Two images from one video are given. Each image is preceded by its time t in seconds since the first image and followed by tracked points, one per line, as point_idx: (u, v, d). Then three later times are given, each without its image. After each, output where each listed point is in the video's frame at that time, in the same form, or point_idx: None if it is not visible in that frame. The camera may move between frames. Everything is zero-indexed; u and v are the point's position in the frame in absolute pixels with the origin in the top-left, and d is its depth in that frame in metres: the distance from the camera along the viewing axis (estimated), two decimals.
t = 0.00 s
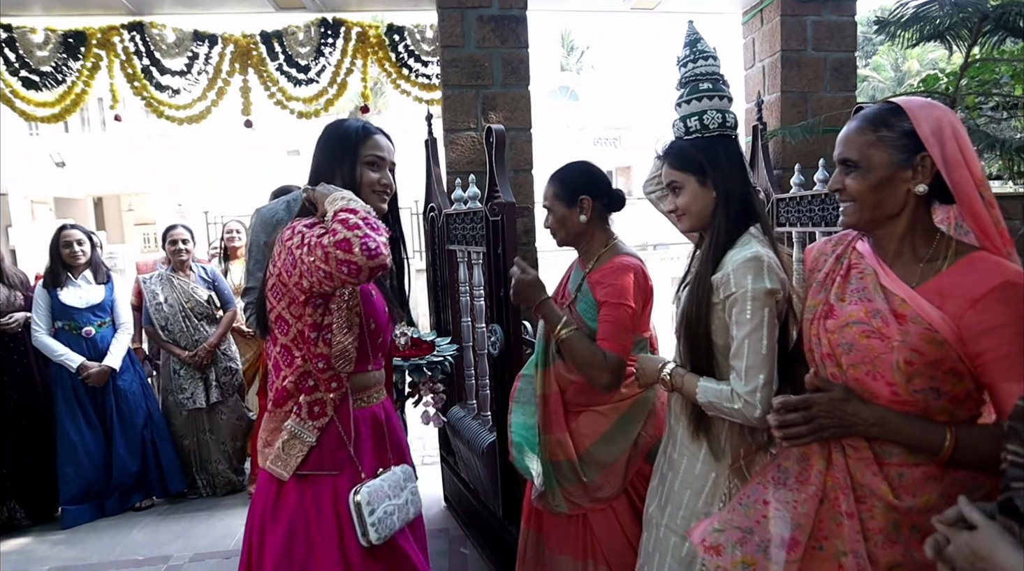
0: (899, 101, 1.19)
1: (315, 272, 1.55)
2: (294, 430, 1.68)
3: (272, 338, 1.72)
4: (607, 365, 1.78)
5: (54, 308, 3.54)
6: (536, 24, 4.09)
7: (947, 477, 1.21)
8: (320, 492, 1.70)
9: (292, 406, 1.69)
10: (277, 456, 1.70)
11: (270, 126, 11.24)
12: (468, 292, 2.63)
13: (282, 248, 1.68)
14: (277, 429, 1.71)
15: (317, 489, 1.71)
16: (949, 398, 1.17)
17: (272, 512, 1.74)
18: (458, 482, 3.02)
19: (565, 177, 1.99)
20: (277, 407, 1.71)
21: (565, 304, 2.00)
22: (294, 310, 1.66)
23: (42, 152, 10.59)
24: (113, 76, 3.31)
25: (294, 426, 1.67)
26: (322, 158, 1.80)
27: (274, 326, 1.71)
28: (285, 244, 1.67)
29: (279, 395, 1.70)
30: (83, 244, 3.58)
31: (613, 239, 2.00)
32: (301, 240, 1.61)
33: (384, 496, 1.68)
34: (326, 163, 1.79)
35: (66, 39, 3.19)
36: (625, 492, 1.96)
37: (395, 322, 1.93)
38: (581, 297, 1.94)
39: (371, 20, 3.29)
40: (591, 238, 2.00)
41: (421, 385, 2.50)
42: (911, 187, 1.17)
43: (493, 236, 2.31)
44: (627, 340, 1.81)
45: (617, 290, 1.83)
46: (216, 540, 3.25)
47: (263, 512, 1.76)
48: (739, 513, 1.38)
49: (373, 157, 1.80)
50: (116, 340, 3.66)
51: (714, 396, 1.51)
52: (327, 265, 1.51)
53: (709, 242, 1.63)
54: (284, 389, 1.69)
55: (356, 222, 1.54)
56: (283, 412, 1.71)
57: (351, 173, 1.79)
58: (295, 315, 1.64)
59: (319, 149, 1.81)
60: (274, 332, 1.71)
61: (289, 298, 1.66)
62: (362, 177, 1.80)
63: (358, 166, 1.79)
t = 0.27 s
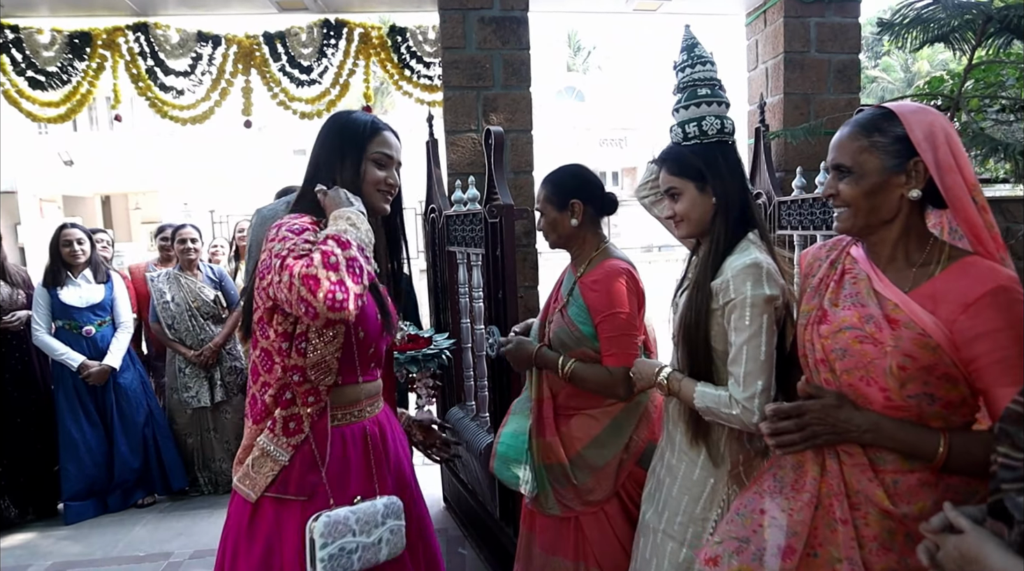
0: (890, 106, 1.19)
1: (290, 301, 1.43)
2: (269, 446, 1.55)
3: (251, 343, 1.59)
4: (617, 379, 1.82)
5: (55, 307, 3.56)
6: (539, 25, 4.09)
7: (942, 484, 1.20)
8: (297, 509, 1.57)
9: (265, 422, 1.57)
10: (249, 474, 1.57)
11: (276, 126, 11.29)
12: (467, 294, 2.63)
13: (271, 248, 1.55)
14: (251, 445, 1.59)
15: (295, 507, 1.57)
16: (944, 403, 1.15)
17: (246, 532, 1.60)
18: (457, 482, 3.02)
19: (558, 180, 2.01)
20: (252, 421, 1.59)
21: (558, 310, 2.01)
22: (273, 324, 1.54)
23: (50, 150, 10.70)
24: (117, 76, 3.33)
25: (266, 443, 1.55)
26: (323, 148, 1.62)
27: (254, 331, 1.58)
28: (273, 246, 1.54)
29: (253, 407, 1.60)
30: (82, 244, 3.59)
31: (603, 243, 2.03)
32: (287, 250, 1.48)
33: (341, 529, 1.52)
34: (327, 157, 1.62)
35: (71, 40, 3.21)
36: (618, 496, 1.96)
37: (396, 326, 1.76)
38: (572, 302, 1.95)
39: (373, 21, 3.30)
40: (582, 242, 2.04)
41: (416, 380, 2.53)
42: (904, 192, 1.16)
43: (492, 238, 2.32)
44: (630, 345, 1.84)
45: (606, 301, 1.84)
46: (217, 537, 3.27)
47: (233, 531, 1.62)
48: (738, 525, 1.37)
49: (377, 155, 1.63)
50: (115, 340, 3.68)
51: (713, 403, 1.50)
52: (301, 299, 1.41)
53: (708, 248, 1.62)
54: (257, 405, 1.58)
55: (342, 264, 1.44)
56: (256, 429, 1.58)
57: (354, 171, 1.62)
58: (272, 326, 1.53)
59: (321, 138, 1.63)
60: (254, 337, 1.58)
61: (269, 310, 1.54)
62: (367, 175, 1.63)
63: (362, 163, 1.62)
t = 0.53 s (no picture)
0: (879, 115, 1.19)
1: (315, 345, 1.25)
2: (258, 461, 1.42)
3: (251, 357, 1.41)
4: (613, 385, 1.82)
5: (58, 311, 3.59)
6: (544, 29, 4.10)
7: (934, 494, 1.19)
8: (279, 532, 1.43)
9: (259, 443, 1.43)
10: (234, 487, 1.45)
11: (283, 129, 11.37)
12: (467, 299, 2.64)
13: (293, 259, 1.34)
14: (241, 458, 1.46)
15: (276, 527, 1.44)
16: (936, 413, 1.14)
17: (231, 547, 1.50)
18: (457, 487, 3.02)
19: (552, 187, 2.04)
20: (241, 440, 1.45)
21: (551, 316, 2.00)
22: (284, 347, 1.37)
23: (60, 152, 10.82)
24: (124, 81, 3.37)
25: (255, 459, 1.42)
26: (349, 149, 1.42)
27: (256, 343, 1.40)
28: (296, 259, 1.34)
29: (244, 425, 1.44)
30: (82, 248, 3.60)
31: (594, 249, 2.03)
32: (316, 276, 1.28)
33: (279, 564, 1.34)
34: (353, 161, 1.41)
35: (79, 46, 3.25)
36: (610, 503, 1.94)
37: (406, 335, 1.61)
38: (564, 308, 1.95)
39: (376, 27, 3.32)
40: (574, 249, 2.04)
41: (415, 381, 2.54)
42: (894, 202, 1.16)
43: (490, 243, 2.33)
44: (626, 350, 1.83)
45: (599, 307, 1.84)
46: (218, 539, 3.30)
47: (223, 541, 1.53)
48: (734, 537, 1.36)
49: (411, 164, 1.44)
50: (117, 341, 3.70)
51: (710, 403, 1.49)
52: (333, 354, 1.22)
53: (710, 255, 1.62)
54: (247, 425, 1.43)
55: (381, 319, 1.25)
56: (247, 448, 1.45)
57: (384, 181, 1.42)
58: (286, 348, 1.37)
59: (348, 136, 1.42)
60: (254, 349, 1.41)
61: (281, 332, 1.36)
62: (397, 189, 1.43)
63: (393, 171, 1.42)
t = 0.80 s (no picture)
0: (857, 124, 1.21)
1: (373, 383, 1.21)
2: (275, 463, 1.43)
3: (292, 364, 1.37)
4: (598, 387, 1.85)
5: (58, 315, 3.62)
6: (542, 34, 4.13)
7: (919, 498, 1.20)
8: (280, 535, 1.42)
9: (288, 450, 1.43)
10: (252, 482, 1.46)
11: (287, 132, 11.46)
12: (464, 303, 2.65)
13: (354, 276, 1.28)
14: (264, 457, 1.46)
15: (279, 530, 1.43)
16: (919, 417, 1.15)
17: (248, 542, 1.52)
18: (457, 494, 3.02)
19: (547, 190, 2.05)
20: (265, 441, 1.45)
21: (543, 318, 2.03)
22: (333, 367, 1.34)
23: (65, 155, 10.90)
24: (127, 87, 3.42)
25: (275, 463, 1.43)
26: (410, 168, 1.35)
27: (299, 351, 1.36)
28: (356, 279, 1.28)
29: (274, 426, 1.43)
30: (82, 253, 3.64)
31: (586, 252, 2.05)
32: (379, 307, 1.23)
33: (266, 565, 1.34)
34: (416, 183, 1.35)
35: (83, 52, 3.31)
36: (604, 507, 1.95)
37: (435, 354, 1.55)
38: (556, 311, 1.97)
39: (376, 33, 3.36)
40: (567, 252, 2.06)
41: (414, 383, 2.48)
42: (874, 210, 1.18)
43: (488, 248, 2.37)
44: (613, 353, 1.85)
45: (588, 309, 1.86)
46: (217, 542, 3.32)
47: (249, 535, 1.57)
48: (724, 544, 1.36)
49: (473, 192, 1.37)
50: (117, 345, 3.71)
51: (706, 398, 1.54)
52: (394, 401, 1.19)
53: (706, 257, 1.65)
54: (280, 429, 1.43)
55: (444, 372, 1.22)
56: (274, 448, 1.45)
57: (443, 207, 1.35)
58: (328, 362, 1.34)
59: (411, 153, 1.35)
60: (295, 356, 1.37)
61: (328, 346, 1.32)
62: (457, 214, 1.36)
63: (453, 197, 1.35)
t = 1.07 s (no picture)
0: (819, 130, 1.22)
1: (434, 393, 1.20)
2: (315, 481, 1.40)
3: (344, 359, 1.36)
4: (582, 385, 1.89)
5: (54, 318, 3.63)
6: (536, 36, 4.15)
7: (896, 496, 1.20)
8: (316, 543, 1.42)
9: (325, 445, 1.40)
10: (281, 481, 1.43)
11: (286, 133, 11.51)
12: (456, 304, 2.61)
13: (423, 280, 1.28)
14: (294, 450, 1.43)
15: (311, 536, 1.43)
16: (894, 416, 1.16)
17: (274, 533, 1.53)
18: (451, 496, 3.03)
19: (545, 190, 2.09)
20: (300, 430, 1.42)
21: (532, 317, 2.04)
22: (388, 370, 1.32)
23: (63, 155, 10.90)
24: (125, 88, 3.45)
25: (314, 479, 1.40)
26: (494, 188, 1.36)
27: (353, 345, 1.34)
28: (426, 284, 1.27)
29: (315, 420, 1.40)
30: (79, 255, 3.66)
31: (576, 250, 2.04)
32: (449, 318, 1.22)
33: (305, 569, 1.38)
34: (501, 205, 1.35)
35: (82, 53, 3.34)
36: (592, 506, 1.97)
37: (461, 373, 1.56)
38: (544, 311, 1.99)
39: (371, 36, 3.39)
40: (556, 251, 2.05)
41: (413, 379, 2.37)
42: (844, 215, 1.20)
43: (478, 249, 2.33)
44: (597, 352, 1.89)
45: (576, 308, 1.89)
46: (210, 542, 3.34)
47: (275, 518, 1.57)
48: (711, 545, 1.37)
49: (547, 220, 1.39)
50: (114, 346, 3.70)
51: (700, 390, 1.62)
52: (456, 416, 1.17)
53: (693, 256, 1.71)
54: (319, 423, 1.40)
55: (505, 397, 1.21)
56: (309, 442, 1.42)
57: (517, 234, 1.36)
58: (384, 368, 1.32)
59: (495, 178, 1.37)
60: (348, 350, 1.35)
61: (385, 350, 1.30)
62: (531, 245, 1.37)
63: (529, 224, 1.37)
